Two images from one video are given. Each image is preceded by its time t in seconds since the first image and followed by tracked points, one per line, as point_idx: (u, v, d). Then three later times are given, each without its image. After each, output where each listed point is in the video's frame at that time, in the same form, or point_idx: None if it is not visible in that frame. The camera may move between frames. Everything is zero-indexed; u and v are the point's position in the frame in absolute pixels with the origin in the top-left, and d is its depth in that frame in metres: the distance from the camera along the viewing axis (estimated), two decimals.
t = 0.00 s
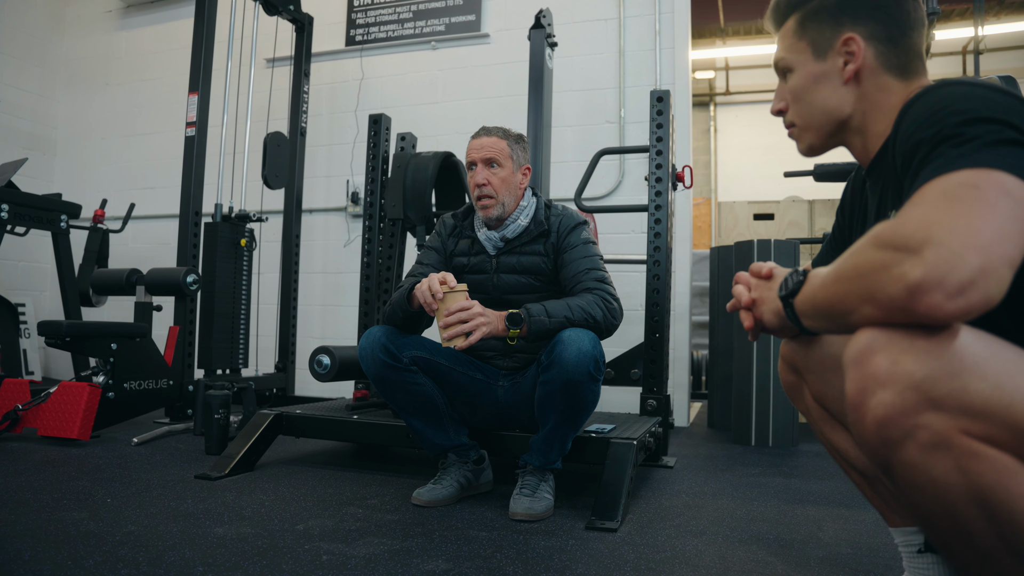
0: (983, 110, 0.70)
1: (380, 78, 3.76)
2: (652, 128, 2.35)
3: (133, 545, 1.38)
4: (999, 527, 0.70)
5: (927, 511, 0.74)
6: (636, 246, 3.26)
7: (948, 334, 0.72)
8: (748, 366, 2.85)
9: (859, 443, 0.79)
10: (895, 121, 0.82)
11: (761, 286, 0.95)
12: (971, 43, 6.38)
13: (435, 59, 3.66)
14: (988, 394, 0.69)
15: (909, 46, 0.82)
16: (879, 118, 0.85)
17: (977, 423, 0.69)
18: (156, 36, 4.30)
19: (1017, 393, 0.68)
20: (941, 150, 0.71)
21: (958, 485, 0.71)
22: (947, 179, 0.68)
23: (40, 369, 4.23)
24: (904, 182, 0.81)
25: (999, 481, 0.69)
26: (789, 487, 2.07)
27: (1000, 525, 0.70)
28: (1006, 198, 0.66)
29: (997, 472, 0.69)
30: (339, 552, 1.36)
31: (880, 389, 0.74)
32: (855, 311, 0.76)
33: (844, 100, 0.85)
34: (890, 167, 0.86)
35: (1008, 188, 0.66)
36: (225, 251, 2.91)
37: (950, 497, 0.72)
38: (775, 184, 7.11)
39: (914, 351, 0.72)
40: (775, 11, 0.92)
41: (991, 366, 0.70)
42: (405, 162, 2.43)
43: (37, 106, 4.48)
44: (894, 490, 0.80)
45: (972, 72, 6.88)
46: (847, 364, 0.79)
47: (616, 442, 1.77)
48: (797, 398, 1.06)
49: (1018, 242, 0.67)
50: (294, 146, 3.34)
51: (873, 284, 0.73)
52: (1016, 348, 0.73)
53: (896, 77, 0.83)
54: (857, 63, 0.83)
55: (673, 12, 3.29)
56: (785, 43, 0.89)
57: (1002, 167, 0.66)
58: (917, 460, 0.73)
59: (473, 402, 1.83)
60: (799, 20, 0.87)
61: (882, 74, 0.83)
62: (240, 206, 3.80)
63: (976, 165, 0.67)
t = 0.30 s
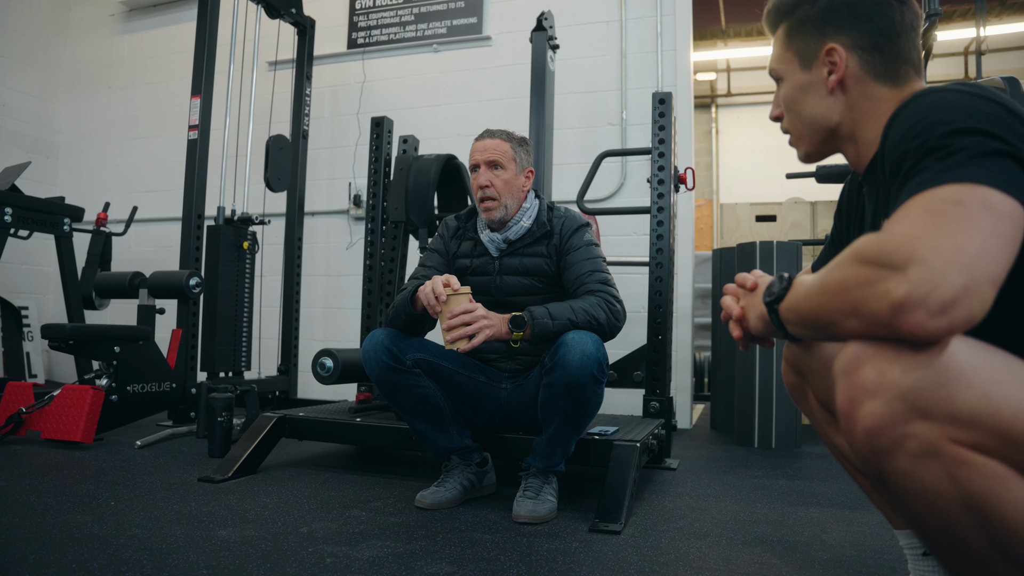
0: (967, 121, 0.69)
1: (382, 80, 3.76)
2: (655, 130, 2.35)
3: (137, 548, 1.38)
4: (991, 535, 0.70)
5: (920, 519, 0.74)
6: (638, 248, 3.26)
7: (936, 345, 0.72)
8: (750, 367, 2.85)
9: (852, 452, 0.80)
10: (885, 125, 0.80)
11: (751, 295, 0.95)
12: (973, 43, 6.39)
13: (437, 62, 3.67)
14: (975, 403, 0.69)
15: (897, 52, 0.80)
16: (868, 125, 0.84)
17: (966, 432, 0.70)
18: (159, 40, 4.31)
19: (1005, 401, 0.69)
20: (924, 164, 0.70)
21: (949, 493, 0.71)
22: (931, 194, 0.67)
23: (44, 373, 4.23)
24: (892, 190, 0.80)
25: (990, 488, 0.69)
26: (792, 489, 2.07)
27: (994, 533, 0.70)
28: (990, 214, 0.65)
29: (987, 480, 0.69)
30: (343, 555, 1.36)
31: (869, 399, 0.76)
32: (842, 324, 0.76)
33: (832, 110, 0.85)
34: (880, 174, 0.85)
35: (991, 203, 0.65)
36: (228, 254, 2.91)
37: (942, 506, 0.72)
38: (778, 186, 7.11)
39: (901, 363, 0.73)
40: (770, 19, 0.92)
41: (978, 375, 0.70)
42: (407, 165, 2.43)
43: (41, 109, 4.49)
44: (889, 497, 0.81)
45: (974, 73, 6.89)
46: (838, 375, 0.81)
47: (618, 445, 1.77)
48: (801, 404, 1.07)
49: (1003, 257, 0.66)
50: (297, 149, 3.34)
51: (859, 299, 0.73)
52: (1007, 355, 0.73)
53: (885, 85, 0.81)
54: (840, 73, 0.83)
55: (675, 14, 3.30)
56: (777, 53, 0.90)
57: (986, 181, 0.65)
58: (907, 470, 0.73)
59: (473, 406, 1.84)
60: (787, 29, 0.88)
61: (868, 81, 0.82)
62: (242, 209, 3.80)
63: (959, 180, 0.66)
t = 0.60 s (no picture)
0: (969, 120, 0.69)
1: (383, 81, 3.76)
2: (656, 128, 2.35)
3: (138, 549, 1.38)
4: (1000, 534, 0.70)
5: (928, 518, 0.75)
6: (639, 248, 3.26)
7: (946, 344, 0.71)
8: (752, 367, 2.85)
9: (859, 451, 0.80)
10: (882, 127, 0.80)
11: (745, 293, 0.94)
12: (974, 42, 6.38)
13: (438, 62, 3.67)
14: (986, 403, 0.69)
15: (891, 53, 0.80)
16: (863, 127, 0.84)
17: (976, 432, 0.70)
18: (160, 41, 4.31)
19: (1015, 401, 0.68)
20: (928, 162, 0.70)
21: (958, 492, 0.71)
22: (940, 191, 0.67)
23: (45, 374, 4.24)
24: (893, 191, 0.80)
25: (1000, 488, 0.69)
26: (794, 488, 2.07)
27: (1002, 533, 0.70)
28: (1001, 210, 0.65)
29: (997, 480, 0.69)
30: (345, 555, 1.36)
31: (878, 399, 0.75)
32: (851, 323, 0.76)
33: (827, 112, 0.85)
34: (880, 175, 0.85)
35: (1001, 200, 0.65)
36: (229, 254, 2.91)
37: (951, 505, 0.72)
38: (778, 185, 7.11)
39: (910, 362, 0.73)
40: (763, 23, 0.92)
41: (989, 375, 0.70)
42: (408, 165, 2.43)
43: (41, 110, 4.49)
44: (896, 495, 0.81)
45: (975, 72, 6.88)
46: (846, 374, 0.80)
47: (620, 445, 1.77)
48: (796, 405, 1.07)
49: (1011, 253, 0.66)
50: (297, 149, 3.34)
51: (869, 298, 0.73)
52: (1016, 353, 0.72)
53: (880, 86, 0.81)
54: (834, 75, 0.83)
55: (675, 13, 3.30)
56: (771, 57, 0.90)
57: (995, 178, 0.65)
58: (916, 469, 0.74)
59: (477, 406, 1.84)
60: (780, 33, 0.88)
61: (863, 83, 0.82)
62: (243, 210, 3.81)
63: (966, 177, 0.66)
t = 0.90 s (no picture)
0: (967, 121, 0.68)
1: (383, 81, 3.76)
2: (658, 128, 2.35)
3: (139, 549, 1.37)
4: (999, 540, 0.70)
5: (927, 523, 0.74)
6: (640, 247, 3.26)
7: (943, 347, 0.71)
8: (753, 367, 2.85)
9: (857, 456, 0.79)
10: (880, 129, 0.79)
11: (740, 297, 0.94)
12: (974, 42, 6.38)
13: (438, 62, 3.67)
14: (984, 407, 0.69)
15: (891, 54, 0.79)
16: (859, 128, 0.83)
17: (974, 437, 0.70)
18: (161, 41, 4.31)
19: (1013, 405, 0.68)
20: (923, 165, 0.70)
21: (957, 498, 0.71)
22: (936, 193, 0.67)
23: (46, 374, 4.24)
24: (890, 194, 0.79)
25: (998, 493, 0.69)
26: (795, 488, 2.07)
27: (1002, 539, 0.70)
28: (996, 214, 0.65)
29: (996, 485, 0.69)
30: (346, 555, 1.36)
31: (875, 404, 0.75)
32: (844, 328, 0.75)
33: (823, 111, 0.85)
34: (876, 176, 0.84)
35: (996, 204, 0.64)
36: (230, 254, 2.92)
37: (949, 510, 0.72)
38: (779, 185, 7.11)
39: (907, 366, 0.73)
40: (767, 17, 0.91)
41: (986, 380, 0.70)
42: (409, 165, 2.43)
43: (42, 111, 4.50)
44: (894, 500, 0.81)
45: (975, 71, 6.88)
46: (843, 379, 0.80)
47: (622, 444, 1.77)
48: (798, 405, 1.07)
49: (1007, 260, 0.66)
50: (298, 149, 3.34)
51: (862, 302, 0.72)
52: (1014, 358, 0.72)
53: (877, 87, 0.81)
54: (831, 75, 0.82)
55: (676, 13, 3.30)
56: (773, 53, 0.89)
57: (989, 181, 0.65)
58: (914, 474, 0.73)
59: (478, 406, 1.84)
60: (783, 27, 0.87)
61: (860, 83, 0.81)
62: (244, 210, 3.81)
63: (962, 180, 0.66)
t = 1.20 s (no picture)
0: (934, 136, 0.67)
1: (384, 81, 3.76)
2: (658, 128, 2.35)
3: (140, 549, 1.37)
4: (962, 538, 0.71)
5: (894, 526, 0.76)
6: (641, 247, 3.26)
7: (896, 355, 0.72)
8: (754, 367, 2.84)
9: (826, 464, 0.82)
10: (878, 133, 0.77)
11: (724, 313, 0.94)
12: (975, 42, 6.37)
13: (439, 61, 3.67)
14: (932, 409, 0.70)
15: (890, 38, 0.79)
16: (867, 118, 0.83)
17: (925, 437, 0.71)
18: (161, 41, 4.31)
19: (960, 405, 0.70)
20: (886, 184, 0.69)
21: (918, 499, 0.72)
22: (878, 217, 0.66)
23: (47, 375, 4.24)
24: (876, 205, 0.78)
25: (955, 491, 0.70)
26: (797, 488, 2.06)
27: (966, 535, 0.70)
28: (931, 240, 0.63)
29: (951, 485, 0.70)
30: (348, 555, 1.36)
31: (834, 413, 0.78)
32: (791, 348, 0.77)
33: (829, 103, 0.84)
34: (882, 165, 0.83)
35: (934, 229, 0.63)
36: (230, 254, 2.92)
37: (912, 513, 0.73)
38: (780, 185, 7.10)
39: (858, 376, 0.75)
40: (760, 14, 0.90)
41: (933, 381, 0.71)
42: (410, 164, 2.42)
43: (43, 111, 4.49)
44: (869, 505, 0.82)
45: (976, 71, 6.88)
46: (808, 393, 0.83)
47: (622, 445, 1.77)
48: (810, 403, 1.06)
49: (943, 285, 0.64)
50: (298, 149, 3.33)
51: (800, 321, 0.74)
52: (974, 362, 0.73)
53: (880, 73, 0.80)
54: (831, 65, 0.82)
55: (676, 13, 3.30)
56: (771, 49, 0.89)
57: (931, 203, 0.63)
58: (875, 479, 0.75)
59: (480, 405, 1.84)
60: (778, 23, 0.87)
61: (862, 70, 0.81)
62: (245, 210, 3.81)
63: (907, 203, 0.65)
